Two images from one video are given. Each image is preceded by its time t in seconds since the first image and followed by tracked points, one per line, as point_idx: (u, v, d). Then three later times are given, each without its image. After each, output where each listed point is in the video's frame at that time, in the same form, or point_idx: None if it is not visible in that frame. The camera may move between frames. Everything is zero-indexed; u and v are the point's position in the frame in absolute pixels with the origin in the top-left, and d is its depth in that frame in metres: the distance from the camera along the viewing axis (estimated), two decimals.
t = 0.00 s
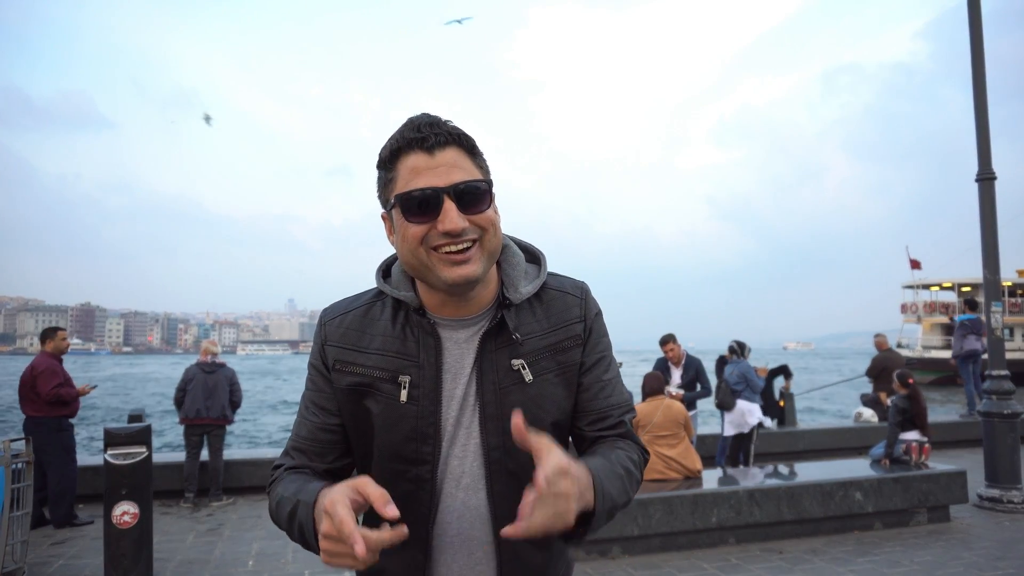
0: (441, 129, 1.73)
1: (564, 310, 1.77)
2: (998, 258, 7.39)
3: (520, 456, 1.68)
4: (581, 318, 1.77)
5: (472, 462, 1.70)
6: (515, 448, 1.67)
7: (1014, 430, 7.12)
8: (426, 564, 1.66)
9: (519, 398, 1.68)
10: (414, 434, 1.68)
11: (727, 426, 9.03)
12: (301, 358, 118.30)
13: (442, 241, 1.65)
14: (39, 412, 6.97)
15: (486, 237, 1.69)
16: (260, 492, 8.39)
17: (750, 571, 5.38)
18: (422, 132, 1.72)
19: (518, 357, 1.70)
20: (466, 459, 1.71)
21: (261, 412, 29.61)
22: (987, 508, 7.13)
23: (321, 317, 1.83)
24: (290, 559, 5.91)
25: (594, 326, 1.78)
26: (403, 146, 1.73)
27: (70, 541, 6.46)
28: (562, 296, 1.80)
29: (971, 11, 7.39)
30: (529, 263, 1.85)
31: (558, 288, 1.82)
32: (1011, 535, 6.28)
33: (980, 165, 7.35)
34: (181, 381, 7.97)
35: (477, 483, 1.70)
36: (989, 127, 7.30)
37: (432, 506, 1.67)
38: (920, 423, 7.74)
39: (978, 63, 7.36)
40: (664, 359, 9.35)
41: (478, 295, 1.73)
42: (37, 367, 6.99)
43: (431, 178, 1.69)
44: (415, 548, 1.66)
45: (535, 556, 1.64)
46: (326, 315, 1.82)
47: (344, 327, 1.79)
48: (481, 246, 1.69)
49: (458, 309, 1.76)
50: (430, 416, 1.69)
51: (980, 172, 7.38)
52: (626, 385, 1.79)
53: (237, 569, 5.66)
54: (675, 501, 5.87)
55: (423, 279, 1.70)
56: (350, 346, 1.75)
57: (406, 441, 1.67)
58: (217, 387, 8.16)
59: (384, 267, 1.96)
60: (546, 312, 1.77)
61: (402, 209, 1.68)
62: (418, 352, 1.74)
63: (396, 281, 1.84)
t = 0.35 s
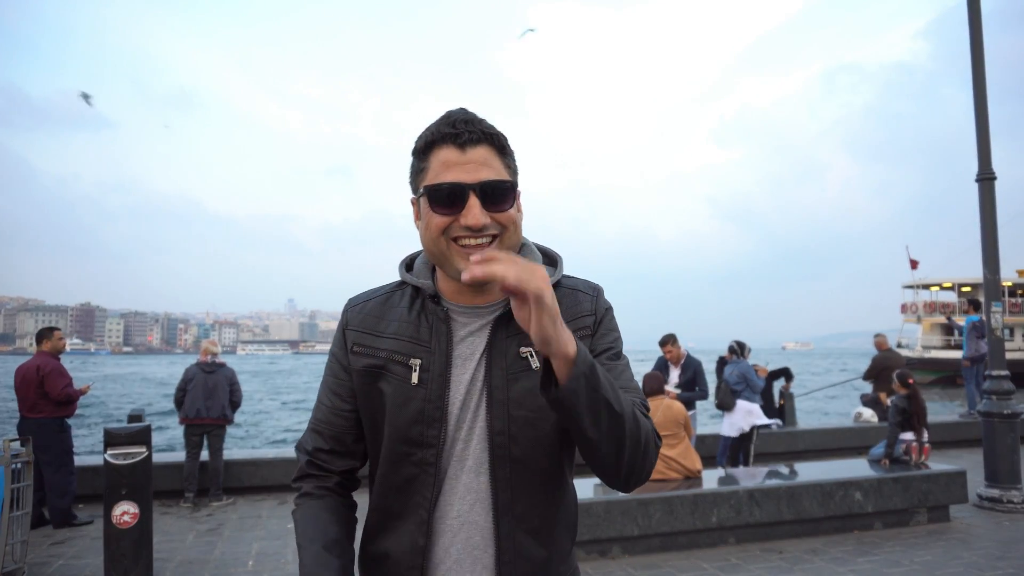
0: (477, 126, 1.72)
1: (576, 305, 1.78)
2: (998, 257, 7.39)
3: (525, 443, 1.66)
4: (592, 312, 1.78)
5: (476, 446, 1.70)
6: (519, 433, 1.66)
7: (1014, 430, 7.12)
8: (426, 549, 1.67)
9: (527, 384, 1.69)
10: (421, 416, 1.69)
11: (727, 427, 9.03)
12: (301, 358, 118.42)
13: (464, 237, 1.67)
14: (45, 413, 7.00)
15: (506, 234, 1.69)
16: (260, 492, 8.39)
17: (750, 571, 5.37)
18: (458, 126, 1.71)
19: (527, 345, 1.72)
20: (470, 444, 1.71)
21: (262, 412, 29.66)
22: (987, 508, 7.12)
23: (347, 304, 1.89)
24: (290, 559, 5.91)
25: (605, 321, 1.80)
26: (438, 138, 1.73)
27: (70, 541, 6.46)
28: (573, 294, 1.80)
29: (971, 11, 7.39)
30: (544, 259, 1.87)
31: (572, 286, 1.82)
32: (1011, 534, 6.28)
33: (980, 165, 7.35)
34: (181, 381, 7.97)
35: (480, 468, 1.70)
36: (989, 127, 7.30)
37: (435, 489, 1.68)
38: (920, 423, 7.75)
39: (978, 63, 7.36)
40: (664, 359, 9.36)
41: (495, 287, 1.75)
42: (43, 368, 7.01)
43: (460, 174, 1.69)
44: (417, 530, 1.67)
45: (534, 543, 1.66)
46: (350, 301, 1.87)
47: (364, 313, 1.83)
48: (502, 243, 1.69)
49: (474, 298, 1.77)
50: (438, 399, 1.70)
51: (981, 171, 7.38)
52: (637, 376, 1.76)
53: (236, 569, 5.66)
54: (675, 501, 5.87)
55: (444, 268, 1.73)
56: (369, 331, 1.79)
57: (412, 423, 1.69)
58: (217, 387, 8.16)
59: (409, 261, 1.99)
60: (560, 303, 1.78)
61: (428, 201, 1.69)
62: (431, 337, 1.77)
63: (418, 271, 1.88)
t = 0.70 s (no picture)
0: (522, 132, 1.80)
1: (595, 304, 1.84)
2: (998, 257, 7.39)
3: (542, 429, 1.70)
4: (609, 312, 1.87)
5: (495, 432, 1.74)
6: (536, 421, 1.71)
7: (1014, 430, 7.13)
8: (440, 532, 1.69)
9: (545, 375, 1.74)
10: (441, 401, 1.73)
11: (727, 427, 9.03)
12: (300, 358, 118.41)
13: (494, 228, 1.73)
14: (45, 413, 6.99)
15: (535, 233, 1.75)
16: (260, 492, 8.39)
17: (750, 571, 5.37)
18: (505, 129, 1.80)
19: (546, 338, 1.76)
20: (489, 430, 1.74)
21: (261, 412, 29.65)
22: (987, 508, 7.12)
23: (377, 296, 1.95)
24: (291, 559, 5.90)
25: (621, 320, 1.87)
26: (484, 137, 1.81)
27: (69, 541, 6.45)
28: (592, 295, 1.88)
29: (971, 11, 7.39)
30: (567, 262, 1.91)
31: (591, 288, 1.90)
32: (1010, 534, 6.28)
33: (980, 165, 7.36)
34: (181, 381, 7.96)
35: (497, 454, 1.73)
36: (989, 127, 7.30)
37: (451, 473, 1.71)
38: (920, 423, 7.75)
39: (978, 63, 7.36)
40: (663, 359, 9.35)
41: (519, 284, 1.80)
42: (43, 367, 7.00)
43: (501, 169, 1.75)
44: (434, 512, 1.70)
45: (548, 528, 1.69)
46: (380, 294, 1.93)
47: (393, 304, 1.89)
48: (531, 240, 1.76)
49: (496, 292, 1.82)
50: (458, 385, 1.74)
51: (980, 171, 7.38)
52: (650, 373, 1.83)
53: (236, 569, 5.66)
54: (675, 501, 5.87)
55: (473, 258, 1.79)
56: (396, 320, 1.84)
57: (433, 407, 1.73)
58: (217, 387, 8.16)
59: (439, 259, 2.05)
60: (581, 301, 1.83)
61: (467, 191, 1.75)
62: (454, 327, 1.81)
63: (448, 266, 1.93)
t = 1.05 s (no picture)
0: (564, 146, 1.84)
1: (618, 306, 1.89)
2: (998, 257, 7.39)
3: (570, 418, 1.76)
4: (631, 313, 1.92)
5: (526, 421, 1.79)
6: (565, 411, 1.76)
7: (1014, 430, 7.12)
8: (474, 516, 1.73)
9: (574, 368, 1.78)
10: (476, 390, 1.77)
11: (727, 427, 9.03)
12: (300, 358, 118.47)
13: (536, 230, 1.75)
14: (45, 413, 6.99)
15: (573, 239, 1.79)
16: (260, 492, 8.39)
17: (749, 571, 5.37)
18: (551, 141, 1.83)
19: (574, 334, 1.82)
20: (521, 419, 1.79)
21: (261, 412, 29.65)
22: (987, 508, 7.12)
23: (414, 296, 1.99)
24: (290, 559, 5.90)
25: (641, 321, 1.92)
26: (530, 145, 1.84)
27: (69, 541, 6.45)
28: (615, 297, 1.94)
29: (971, 10, 7.40)
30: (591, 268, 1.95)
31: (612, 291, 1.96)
32: (1010, 534, 6.28)
33: (980, 165, 7.36)
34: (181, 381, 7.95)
35: (527, 442, 1.78)
36: (989, 127, 7.30)
37: (487, 458, 1.76)
38: (920, 423, 7.75)
39: (978, 63, 7.36)
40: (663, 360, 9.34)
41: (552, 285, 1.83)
42: (43, 368, 7.00)
43: (546, 177, 1.78)
44: (471, 495, 1.74)
45: (576, 511, 1.74)
46: (418, 294, 1.97)
47: (430, 302, 1.93)
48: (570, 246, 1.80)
49: (531, 291, 1.86)
50: (494, 376, 1.79)
51: (980, 171, 7.38)
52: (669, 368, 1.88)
53: (236, 569, 5.66)
54: (675, 501, 5.87)
55: (512, 256, 1.83)
56: (435, 316, 1.89)
57: (468, 396, 1.77)
58: (217, 387, 8.16)
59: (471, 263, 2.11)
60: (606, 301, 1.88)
61: (512, 194, 1.78)
62: (489, 323, 1.85)
63: (483, 268, 1.97)
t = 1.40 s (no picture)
0: (597, 169, 1.96)
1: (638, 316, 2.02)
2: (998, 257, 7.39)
3: (599, 411, 1.89)
4: (655, 319, 2.03)
5: (561, 412, 1.91)
6: (596, 406, 1.89)
7: (1014, 430, 7.13)
8: (513, 496, 1.86)
9: (604, 366, 1.91)
10: (517, 383, 1.89)
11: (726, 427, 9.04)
12: (300, 358, 118.46)
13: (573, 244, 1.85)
14: (45, 412, 6.98)
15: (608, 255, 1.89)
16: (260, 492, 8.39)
17: (749, 571, 5.37)
18: (583, 165, 1.95)
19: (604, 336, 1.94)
20: (556, 410, 1.91)
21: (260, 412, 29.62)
22: (986, 508, 7.12)
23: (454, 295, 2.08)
24: (290, 559, 5.90)
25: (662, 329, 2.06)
26: (566, 169, 1.94)
27: (69, 541, 6.46)
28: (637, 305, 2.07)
29: (971, 10, 7.40)
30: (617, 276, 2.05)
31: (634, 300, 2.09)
32: (1010, 534, 6.28)
33: (979, 165, 7.36)
34: (181, 381, 7.95)
35: (560, 432, 1.91)
36: (989, 127, 7.31)
37: (525, 445, 1.88)
38: (920, 423, 7.75)
39: (978, 63, 7.37)
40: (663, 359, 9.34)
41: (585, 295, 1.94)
42: (43, 368, 7.00)
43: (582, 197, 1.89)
44: (511, 477, 1.86)
45: (603, 495, 1.89)
46: (460, 291, 2.06)
47: (472, 301, 2.02)
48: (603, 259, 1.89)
49: (567, 297, 1.96)
50: (533, 370, 1.90)
51: (980, 171, 7.39)
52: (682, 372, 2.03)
53: (236, 569, 5.66)
54: (675, 501, 5.87)
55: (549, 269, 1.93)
56: (477, 314, 1.98)
57: (510, 388, 1.88)
58: (217, 387, 8.16)
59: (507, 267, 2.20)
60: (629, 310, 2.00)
61: (550, 212, 1.89)
62: (527, 321, 1.95)
63: (519, 274, 2.07)
